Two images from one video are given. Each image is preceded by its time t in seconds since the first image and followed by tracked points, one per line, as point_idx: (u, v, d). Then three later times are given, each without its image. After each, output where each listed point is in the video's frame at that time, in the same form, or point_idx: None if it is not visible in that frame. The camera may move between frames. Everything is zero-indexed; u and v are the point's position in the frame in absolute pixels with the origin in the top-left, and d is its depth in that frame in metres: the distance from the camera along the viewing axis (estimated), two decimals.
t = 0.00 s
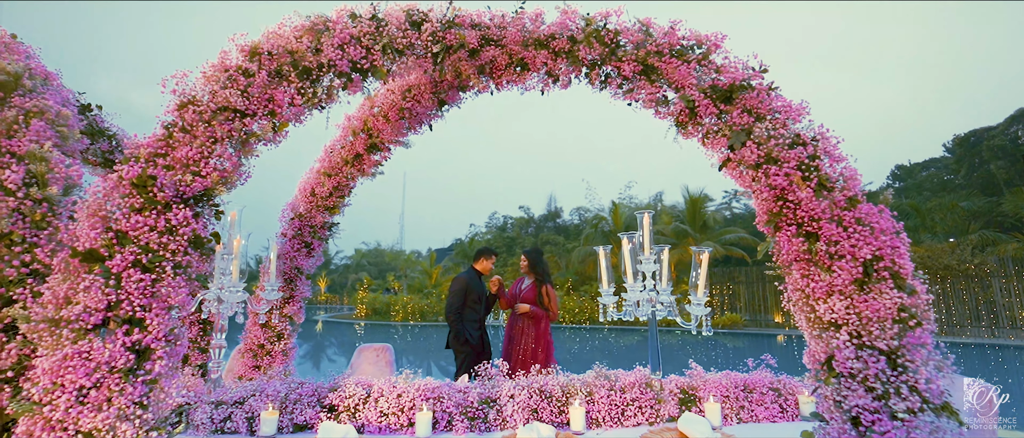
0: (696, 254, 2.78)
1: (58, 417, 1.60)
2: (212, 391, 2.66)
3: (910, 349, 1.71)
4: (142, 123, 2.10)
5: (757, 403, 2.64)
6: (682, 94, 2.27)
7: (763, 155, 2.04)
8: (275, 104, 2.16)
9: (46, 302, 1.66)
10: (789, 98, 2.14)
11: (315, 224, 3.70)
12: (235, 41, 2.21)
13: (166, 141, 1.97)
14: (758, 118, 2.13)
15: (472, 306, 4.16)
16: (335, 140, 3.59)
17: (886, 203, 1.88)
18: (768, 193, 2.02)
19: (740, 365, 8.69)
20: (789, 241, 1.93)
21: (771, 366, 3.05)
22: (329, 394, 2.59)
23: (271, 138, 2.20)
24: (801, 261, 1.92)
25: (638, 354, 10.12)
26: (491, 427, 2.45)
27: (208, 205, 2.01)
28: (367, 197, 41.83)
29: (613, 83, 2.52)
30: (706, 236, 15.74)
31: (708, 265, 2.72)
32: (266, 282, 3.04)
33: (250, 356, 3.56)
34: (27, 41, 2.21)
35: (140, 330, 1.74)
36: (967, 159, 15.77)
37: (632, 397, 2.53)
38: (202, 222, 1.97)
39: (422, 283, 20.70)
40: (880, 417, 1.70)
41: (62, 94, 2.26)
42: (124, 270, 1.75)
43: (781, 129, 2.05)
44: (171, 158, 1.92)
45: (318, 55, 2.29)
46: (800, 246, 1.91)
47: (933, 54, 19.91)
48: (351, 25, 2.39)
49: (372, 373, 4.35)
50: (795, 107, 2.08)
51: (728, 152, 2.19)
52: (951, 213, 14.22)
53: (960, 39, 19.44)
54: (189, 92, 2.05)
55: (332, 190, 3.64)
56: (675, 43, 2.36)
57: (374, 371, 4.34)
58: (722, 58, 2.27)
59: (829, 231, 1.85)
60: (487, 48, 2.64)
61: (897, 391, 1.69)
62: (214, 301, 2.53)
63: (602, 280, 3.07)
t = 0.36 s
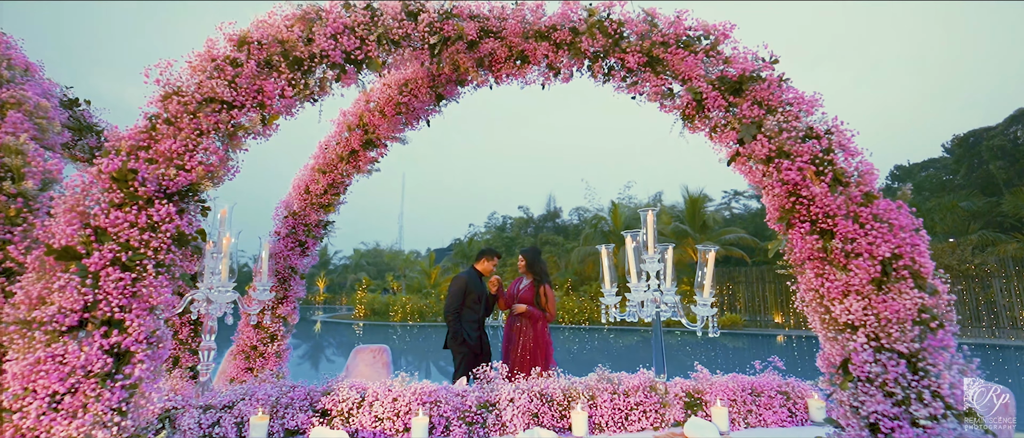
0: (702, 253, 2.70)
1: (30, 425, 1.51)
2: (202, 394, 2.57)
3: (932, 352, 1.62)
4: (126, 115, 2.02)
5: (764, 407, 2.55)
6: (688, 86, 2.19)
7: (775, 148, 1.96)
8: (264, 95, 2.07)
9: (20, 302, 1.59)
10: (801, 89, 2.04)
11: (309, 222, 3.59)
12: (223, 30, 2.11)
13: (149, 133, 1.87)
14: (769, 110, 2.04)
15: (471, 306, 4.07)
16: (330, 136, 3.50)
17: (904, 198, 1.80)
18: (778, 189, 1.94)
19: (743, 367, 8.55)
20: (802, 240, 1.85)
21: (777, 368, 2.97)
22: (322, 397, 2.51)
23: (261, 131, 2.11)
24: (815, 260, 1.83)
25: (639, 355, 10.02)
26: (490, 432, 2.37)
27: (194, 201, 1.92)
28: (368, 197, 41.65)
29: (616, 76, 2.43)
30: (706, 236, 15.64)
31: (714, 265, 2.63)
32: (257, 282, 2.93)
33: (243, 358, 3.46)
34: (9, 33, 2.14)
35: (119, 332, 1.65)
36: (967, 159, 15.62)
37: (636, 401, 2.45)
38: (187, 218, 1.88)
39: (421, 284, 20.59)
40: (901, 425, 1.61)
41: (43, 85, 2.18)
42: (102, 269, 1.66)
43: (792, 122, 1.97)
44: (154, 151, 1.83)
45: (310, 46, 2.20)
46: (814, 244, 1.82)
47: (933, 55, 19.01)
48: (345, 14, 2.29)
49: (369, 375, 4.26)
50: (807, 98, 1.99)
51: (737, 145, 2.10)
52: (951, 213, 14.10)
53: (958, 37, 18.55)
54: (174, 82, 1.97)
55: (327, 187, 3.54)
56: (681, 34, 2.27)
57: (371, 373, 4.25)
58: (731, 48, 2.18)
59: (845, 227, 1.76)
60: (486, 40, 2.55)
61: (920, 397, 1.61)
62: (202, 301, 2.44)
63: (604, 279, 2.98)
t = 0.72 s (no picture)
0: (708, 252, 2.61)
1: None
2: (189, 398, 2.47)
3: (957, 355, 1.52)
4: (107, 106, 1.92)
5: (773, 411, 2.46)
6: (696, 77, 2.10)
7: (788, 141, 1.87)
8: (252, 85, 1.98)
9: None
10: (815, 79, 1.95)
11: (303, 220, 3.48)
12: (210, 16, 2.01)
13: (131, 124, 1.78)
14: (781, 102, 1.95)
15: (470, 306, 3.98)
16: (325, 131, 3.40)
17: (925, 193, 1.70)
18: (789, 185, 1.86)
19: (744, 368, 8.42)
20: (818, 236, 1.76)
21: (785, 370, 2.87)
22: (314, 401, 2.41)
23: (249, 123, 2.03)
24: (830, 258, 1.74)
25: (638, 355, 9.91)
26: None
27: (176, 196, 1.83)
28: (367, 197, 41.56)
29: (621, 67, 2.34)
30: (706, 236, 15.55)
31: (722, 263, 2.54)
32: (249, 281, 2.84)
33: (235, 360, 3.36)
34: None
35: (96, 334, 1.56)
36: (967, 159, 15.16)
37: (641, 405, 2.36)
38: (169, 214, 1.79)
39: (419, 283, 20.50)
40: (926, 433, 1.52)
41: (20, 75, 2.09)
42: (78, 267, 1.57)
43: (806, 112, 1.87)
44: (135, 142, 1.74)
45: (301, 34, 2.10)
46: (830, 241, 1.73)
47: (934, 55, 18.59)
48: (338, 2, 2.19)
49: (366, 376, 4.16)
50: (822, 89, 1.90)
51: (748, 137, 2.01)
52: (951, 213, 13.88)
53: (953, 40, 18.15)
54: (158, 71, 1.88)
55: (321, 184, 3.43)
56: (689, 22, 2.18)
57: (367, 374, 4.15)
58: (741, 37, 2.09)
59: (863, 223, 1.67)
60: (486, 31, 2.46)
61: (945, 403, 1.52)
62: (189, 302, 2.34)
63: (606, 279, 2.90)
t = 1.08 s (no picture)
0: (716, 251, 2.51)
1: None
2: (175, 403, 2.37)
3: (985, 360, 1.43)
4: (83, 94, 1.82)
5: (783, 416, 2.37)
6: (705, 67, 2.01)
7: (802, 134, 1.77)
8: (239, 74, 1.88)
9: None
10: (831, 69, 1.85)
11: (297, 218, 3.36)
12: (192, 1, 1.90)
13: (109, 114, 1.68)
14: (795, 92, 1.86)
15: (469, 307, 3.88)
16: (319, 127, 3.31)
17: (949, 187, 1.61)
18: (803, 179, 1.77)
19: (746, 368, 8.33)
20: (836, 233, 1.67)
21: (794, 373, 2.78)
22: (306, 406, 2.32)
23: (236, 114, 1.93)
24: (848, 256, 1.64)
25: (638, 355, 9.83)
26: None
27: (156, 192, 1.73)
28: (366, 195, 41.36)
29: (625, 58, 2.24)
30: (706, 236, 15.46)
31: (730, 263, 2.45)
32: (239, 282, 2.74)
33: (226, 362, 3.26)
34: None
35: (69, 337, 1.46)
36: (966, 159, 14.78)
37: (646, 410, 2.27)
38: (150, 212, 1.69)
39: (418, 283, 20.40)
40: None
41: None
42: (50, 266, 1.47)
43: (821, 103, 1.78)
44: (114, 133, 1.65)
45: (291, 21, 2.00)
46: (848, 238, 1.64)
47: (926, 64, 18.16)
48: None
49: (362, 378, 4.06)
50: (839, 79, 1.80)
51: (760, 129, 1.91)
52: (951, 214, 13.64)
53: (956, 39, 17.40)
54: (139, 59, 1.78)
55: (316, 181, 3.33)
56: (697, 10, 2.08)
57: (364, 376, 4.05)
58: (752, 25, 2.00)
59: (885, 218, 1.58)
60: (485, 21, 2.37)
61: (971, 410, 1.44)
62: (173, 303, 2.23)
63: (610, 278, 2.81)
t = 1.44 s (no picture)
0: (725, 250, 2.42)
1: None
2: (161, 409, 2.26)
3: (1019, 367, 1.34)
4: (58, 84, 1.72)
5: (795, 421, 2.28)
6: (716, 55, 1.90)
7: (820, 125, 1.68)
8: (224, 63, 1.78)
9: None
10: (850, 57, 1.75)
11: (290, 216, 3.25)
12: None
13: (84, 104, 1.58)
14: (811, 81, 1.76)
15: (468, 308, 3.78)
16: (312, 122, 3.20)
17: (978, 181, 1.51)
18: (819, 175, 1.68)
19: (747, 369, 8.22)
20: (856, 230, 1.57)
21: (805, 376, 2.68)
22: (297, 412, 2.22)
23: (220, 105, 1.84)
24: (869, 254, 1.55)
25: (638, 355, 9.74)
26: None
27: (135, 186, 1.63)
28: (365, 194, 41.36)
29: (631, 48, 2.14)
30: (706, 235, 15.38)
31: (739, 262, 2.35)
32: (228, 283, 2.64)
33: (217, 365, 3.16)
34: None
35: (37, 341, 1.37)
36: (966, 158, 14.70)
37: (653, 416, 2.17)
38: (128, 209, 1.59)
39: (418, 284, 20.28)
40: None
41: None
42: (16, 266, 1.37)
43: (839, 93, 1.68)
44: (87, 124, 1.54)
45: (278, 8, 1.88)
46: (870, 236, 1.54)
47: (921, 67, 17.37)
48: None
49: (358, 381, 3.96)
50: (857, 67, 1.70)
51: (774, 121, 1.82)
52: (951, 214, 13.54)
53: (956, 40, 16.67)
54: (117, 46, 1.67)
55: (309, 179, 3.22)
56: None
57: (360, 378, 3.95)
58: (766, 11, 1.89)
59: (910, 214, 1.48)
60: (483, 11, 2.27)
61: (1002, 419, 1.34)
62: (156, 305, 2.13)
63: (614, 279, 2.72)
